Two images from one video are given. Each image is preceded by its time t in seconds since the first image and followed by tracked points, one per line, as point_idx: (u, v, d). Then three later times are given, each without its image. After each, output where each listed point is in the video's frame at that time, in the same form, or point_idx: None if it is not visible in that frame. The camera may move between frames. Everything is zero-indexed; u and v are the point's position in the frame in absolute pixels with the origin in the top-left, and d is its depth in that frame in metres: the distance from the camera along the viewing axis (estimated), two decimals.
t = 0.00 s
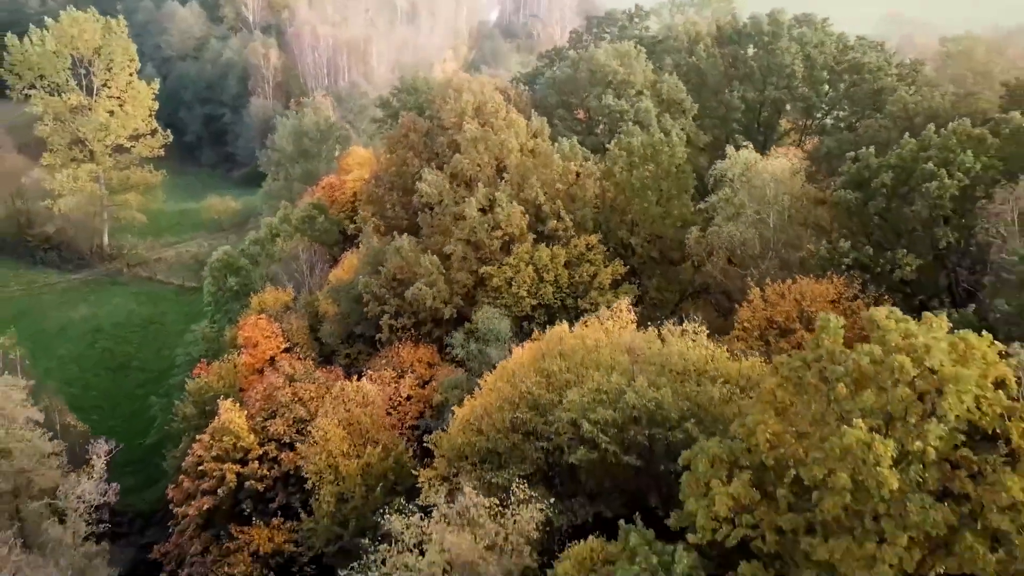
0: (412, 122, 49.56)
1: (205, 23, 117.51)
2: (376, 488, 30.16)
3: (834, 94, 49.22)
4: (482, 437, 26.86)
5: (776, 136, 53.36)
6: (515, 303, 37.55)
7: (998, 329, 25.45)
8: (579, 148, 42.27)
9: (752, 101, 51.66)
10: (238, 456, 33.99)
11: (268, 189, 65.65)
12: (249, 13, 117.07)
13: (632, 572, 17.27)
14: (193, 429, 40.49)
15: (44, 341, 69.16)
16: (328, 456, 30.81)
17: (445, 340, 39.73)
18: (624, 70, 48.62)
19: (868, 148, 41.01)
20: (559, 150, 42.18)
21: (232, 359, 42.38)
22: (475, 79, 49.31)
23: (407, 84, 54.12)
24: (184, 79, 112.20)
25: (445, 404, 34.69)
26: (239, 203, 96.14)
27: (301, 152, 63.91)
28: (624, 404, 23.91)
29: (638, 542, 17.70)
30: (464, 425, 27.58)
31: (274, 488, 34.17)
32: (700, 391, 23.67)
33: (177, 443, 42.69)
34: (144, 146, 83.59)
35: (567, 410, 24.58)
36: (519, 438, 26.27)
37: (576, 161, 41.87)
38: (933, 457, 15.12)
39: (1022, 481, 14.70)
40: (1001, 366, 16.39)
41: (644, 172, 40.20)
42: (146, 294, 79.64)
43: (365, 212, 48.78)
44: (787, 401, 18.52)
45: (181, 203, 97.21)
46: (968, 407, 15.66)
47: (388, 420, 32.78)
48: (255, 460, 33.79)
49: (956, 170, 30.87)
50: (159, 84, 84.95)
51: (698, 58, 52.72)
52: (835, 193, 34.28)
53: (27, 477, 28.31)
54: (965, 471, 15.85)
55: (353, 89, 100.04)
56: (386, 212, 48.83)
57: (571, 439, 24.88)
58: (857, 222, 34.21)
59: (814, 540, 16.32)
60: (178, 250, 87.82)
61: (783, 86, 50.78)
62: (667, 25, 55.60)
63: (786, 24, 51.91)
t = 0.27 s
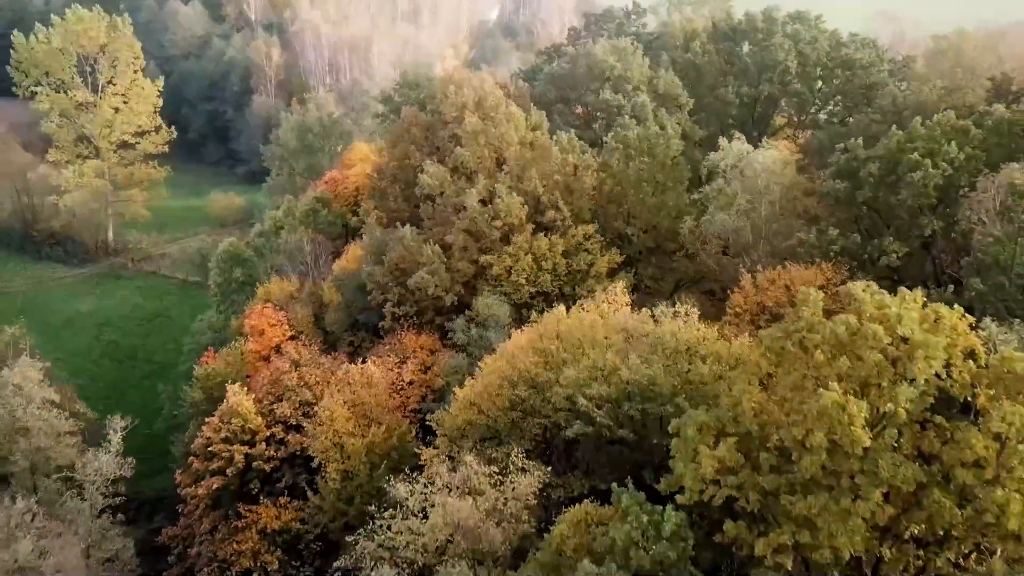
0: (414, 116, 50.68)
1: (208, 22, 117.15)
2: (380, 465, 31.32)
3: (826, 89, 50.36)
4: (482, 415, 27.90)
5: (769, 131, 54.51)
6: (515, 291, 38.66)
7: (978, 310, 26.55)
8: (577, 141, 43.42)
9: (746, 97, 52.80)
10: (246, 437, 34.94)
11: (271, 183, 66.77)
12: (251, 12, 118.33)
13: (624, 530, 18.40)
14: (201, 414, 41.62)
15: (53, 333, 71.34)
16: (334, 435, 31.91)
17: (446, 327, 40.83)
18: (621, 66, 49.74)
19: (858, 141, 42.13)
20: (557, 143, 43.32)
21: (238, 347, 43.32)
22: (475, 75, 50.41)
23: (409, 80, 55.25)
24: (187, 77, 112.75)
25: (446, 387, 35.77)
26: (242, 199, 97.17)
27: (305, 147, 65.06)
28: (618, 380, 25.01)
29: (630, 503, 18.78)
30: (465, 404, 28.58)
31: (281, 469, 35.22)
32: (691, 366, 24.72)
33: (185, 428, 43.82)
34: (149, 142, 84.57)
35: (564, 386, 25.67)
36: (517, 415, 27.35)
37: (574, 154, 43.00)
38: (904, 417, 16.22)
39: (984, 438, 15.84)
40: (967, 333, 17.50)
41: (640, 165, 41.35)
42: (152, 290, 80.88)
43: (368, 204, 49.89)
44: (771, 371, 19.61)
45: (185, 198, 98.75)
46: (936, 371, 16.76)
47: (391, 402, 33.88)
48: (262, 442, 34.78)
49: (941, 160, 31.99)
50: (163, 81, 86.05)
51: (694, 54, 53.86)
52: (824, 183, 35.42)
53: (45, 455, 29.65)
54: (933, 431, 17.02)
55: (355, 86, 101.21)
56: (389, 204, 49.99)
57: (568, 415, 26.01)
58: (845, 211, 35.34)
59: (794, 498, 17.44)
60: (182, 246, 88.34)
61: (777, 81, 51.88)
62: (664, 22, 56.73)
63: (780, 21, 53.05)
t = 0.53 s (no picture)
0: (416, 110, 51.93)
1: (210, 21, 116.89)
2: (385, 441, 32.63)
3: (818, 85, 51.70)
4: (481, 391, 29.06)
5: (763, 126, 55.85)
6: (514, 278, 39.91)
7: (957, 290, 27.86)
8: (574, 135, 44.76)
9: (741, 93, 54.19)
10: (255, 418, 36.11)
11: (276, 178, 68.08)
12: (253, 11, 119.36)
13: (615, 487, 19.70)
14: (210, 398, 42.89)
15: (60, 326, 71.63)
16: (340, 414, 33.23)
17: (448, 313, 42.13)
18: (617, 61, 51.01)
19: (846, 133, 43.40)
20: (555, 136, 44.59)
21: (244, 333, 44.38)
22: (476, 70, 51.70)
23: (411, 76, 56.58)
24: (189, 75, 113.09)
25: (448, 370, 36.91)
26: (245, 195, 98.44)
27: (309, 142, 66.52)
28: (612, 355, 26.29)
29: (622, 463, 20.03)
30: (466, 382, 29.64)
31: (289, 448, 36.52)
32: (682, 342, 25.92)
33: (194, 413, 45.11)
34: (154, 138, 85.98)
35: (561, 362, 26.92)
36: (515, 392, 28.58)
37: (571, 146, 44.28)
38: (874, 379, 17.55)
39: (946, 397, 17.23)
40: (936, 302, 18.77)
41: (636, 157, 42.64)
42: (159, 284, 81.31)
43: (372, 197, 51.20)
44: (755, 341, 20.85)
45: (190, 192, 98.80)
46: (904, 336, 18.06)
47: (395, 383, 35.14)
48: (271, 422, 36.03)
49: (924, 150, 33.26)
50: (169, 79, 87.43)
51: (689, 51, 55.29)
52: (812, 173, 36.72)
53: (64, 431, 30.98)
54: (902, 392, 18.35)
55: (356, 84, 102.49)
56: (392, 196, 51.28)
57: (564, 390, 27.33)
58: (833, 200, 36.67)
59: (774, 455, 18.77)
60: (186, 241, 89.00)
61: (770, 78, 53.20)
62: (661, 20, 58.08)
63: (773, 18, 54.44)
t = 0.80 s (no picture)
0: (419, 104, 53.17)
1: (213, 20, 118.62)
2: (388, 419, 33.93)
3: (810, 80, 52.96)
4: (482, 369, 30.34)
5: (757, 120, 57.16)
6: (514, 266, 41.16)
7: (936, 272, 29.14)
8: (572, 127, 46.05)
9: (735, 87, 55.51)
10: (264, 399, 37.42)
11: (280, 172, 69.39)
12: (255, 10, 120.77)
13: (608, 450, 20.97)
14: (219, 382, 44.22)
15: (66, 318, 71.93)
16: (346, 394, 34.59)
17: (450, 300, 43.45)
18: (614, 57, 52.29)
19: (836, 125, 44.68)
20: (554, 129, 45.89)
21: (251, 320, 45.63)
22: (476, 65, 52.99)
23: (413, 71, 57.88)
24: (193, 74, 114.31)
25: (450, 354, 38.12)
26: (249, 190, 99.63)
27: (313, 137, 67.94)
28: (607, 332, 27.60)
29: (614, 428, 21.32)
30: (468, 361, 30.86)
31: (297, 428, 37.83)
32: (673, 319, 27.16)
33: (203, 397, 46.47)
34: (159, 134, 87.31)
35: (558, 340, 28.22)
36: (514, 369, 29.91)
37: (569, 139, 45.57)
38: (848, 344, 18.87)
39: (914, 360, 18.56)
40: (909, 273, 20.01)
41: (632, 148, 43.94)
42: (167, 279, 81.54)
43: (375, 189, 52.53)
44: (740, 313, 22.15)
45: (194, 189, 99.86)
46: (877, 305, 19.36)
47: (398, 365, 36.41)
48: (279, 403, 37.35)
49: (909, 139, 34.51)
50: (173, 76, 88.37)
51: (685, 47, 56.56)
52: (801, 163, 37.99)
53: (81, 409, 32.88)
54: (875, 358, 19.65)
55: (358, 82, 103.75)
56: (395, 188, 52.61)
57: (561, 367, 28.65)
58: (821, 189, 37.95)
59: (756, 418, 20.10)
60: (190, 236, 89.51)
61: (763, 73, 54.50)
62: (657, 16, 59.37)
63: (767, 15, 55.71)
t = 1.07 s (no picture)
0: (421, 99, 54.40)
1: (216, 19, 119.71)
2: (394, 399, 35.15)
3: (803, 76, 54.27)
4: (483, 350, 31.55)
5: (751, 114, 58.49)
6: (514, 254, 42.43)
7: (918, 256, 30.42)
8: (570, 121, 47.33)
9: (729, 82, 56.82)
10: (272, 382, 38.64)
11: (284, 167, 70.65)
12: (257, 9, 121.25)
13: (602, 418, 22.31)
14: (227, 368, 45.69)
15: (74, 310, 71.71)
16: (352, 375, 35.85)
17: (451, 289, 44.76)
18: (611, 52, 53.53)
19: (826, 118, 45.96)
20: (553, 122, 47.16)
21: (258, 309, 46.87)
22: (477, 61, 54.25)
23: (415, 67, 59.13)
24: (196, 71, 115.04)
25: (451, 339, 39.33)
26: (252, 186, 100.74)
27: (317, 133, 69.26)
28: (602, 312, 28.84)
29: (608, 397, 22.64)
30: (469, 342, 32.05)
31: (303, 411, 39.17)
32: (665, 299, 28.38)
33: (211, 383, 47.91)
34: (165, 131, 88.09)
35: (555, 320, 29.43)
36: (514, 349, 31.13)
37: (568, 132, 46.85)
38: (827, 315, 20.13)
39: (889, 330, 19.78)
40: (886, 250, 21.23)
41: (628, 141, 45.24)
42: (168, 272, 81.98)
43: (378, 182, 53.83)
44: (728, 290, 23.41)
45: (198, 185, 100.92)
46: (855, 280, 20.62)
47: (401, 348, 37.66)
48: (286, 385, 38.60)
49: (895, 130, 35.74)
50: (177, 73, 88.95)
51: (681, 43, 57.86)
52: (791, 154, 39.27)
53: (98, 389, 33.91)
54: (852, 329, 20.92)
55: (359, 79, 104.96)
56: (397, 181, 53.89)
57: (559, 346, 29.87)
58: (810, 179, 39.24)
59: (741, 386, 21.40)
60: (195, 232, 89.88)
61: (757, 68, 55.78)
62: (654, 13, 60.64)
63: (761, 12, 56.97)
